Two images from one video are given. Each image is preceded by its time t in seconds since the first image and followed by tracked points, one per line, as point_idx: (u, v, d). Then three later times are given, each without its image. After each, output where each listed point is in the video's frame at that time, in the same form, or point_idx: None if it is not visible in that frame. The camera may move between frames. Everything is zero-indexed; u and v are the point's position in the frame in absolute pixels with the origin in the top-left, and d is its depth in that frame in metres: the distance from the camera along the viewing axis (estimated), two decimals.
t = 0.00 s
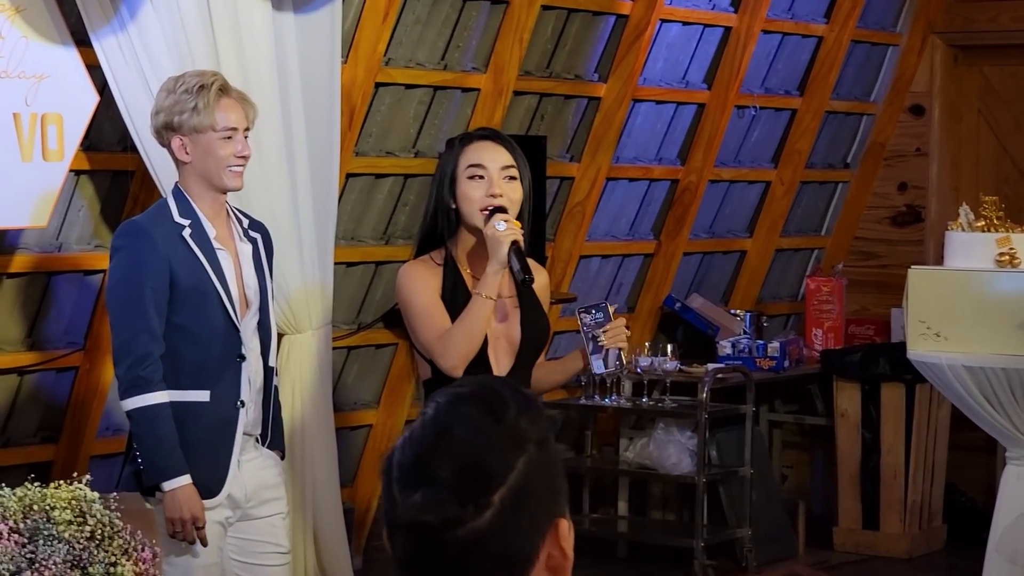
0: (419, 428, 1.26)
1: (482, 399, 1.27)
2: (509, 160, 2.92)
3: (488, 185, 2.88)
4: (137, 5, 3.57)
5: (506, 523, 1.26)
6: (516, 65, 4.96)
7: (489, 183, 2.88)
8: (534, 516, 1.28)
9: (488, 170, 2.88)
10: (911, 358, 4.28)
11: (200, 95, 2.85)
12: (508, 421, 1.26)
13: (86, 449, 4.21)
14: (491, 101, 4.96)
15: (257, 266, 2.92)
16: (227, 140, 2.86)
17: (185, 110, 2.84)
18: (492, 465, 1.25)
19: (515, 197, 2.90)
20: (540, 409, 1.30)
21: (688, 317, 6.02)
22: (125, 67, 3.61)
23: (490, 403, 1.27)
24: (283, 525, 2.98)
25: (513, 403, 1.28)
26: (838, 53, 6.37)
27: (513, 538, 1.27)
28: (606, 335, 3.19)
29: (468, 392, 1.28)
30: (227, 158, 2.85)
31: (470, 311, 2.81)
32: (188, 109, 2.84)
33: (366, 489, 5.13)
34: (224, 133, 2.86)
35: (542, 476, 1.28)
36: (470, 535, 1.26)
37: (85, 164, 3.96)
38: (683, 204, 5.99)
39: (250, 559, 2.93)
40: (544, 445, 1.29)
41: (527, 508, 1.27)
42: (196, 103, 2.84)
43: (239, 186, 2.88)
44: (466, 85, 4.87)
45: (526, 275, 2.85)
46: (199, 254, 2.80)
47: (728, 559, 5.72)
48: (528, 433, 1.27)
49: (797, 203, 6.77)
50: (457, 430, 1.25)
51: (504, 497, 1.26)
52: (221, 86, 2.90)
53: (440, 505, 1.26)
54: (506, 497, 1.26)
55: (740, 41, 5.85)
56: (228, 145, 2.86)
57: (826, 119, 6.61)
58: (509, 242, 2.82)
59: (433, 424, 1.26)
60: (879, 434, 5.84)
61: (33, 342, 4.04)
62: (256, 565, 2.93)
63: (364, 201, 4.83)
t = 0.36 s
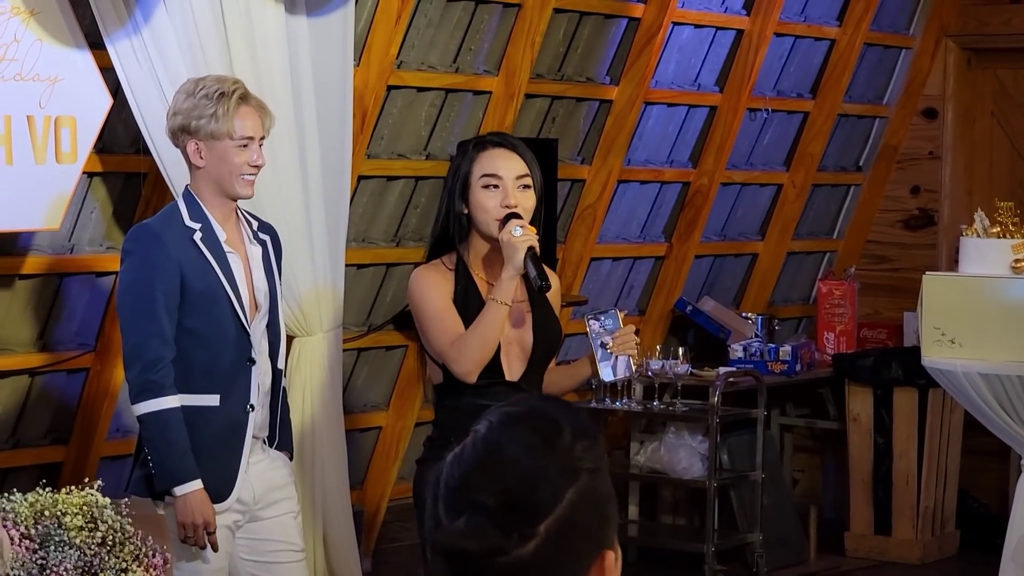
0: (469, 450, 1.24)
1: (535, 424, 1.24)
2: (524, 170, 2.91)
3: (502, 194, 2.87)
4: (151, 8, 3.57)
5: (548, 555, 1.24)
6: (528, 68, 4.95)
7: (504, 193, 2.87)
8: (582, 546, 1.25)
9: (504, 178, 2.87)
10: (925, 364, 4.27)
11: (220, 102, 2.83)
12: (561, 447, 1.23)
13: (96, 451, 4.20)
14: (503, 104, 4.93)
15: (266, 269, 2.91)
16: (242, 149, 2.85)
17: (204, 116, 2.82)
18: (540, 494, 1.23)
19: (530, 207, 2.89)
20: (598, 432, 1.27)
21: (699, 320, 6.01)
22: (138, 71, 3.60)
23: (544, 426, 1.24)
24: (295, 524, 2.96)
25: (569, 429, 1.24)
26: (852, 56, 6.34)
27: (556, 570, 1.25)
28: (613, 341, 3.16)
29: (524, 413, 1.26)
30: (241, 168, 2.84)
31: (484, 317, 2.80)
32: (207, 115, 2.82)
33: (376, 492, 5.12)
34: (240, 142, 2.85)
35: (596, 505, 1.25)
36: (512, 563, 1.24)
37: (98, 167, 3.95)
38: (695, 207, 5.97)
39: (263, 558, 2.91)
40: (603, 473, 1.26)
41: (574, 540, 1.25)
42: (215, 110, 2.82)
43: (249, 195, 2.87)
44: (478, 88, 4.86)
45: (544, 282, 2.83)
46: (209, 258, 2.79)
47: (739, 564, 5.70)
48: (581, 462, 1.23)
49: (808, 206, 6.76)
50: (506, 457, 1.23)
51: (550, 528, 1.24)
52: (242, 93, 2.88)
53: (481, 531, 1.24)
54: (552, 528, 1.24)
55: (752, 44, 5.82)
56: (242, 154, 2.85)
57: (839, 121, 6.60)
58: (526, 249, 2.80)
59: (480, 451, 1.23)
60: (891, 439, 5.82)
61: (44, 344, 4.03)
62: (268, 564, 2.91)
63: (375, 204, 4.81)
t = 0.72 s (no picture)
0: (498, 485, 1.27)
1: (567, 458, 1.26)
2: (532, 182, 2.90)
3: (516, 205, 2.86)
4: (155, 14, 3.55)
5: None
6: (533, 75, 4.92)
7: (515, 204, 2.86)
8: None
9: (516, 190, 2.86)
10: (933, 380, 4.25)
11: (239, 120, 2.78)
12: (595, 485, 1.24)
13: (99, 458, 4.16)
14: (508, 111, 4.91)
15: (273, 283, 2.87)
16: (255, 169, 2.80)
17: (222, 132, 2.76)
18: (574, 535, 1.24)
19: (539, 217, 2.89)
20: (636, 466, 1.28)
21: (704, 328, 5.98)
22: (141, 74, 3.58)
23: (577, 461, 1.25)
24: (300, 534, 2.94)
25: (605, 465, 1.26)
26: (858, 62, 6.30)
27: None
28: (617, 357, 3.11)
29: (557, 449, 1.27)
30: (251, 189, 2.79)
31: (497, 332, 2.77)
32: (224, 132, 2.77)
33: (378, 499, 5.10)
34: (253, 163, 2.79)
35: (633, 541, 1.27)
36: None
37: (102, 173, 3.92)
38: (700, 214, 5.94)
39: (265, 567, 2.89)
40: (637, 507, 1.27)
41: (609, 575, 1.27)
42: (233, 128, 2.77)
43: (255, 216, 2.83)
44: (483, 95, 4.83)
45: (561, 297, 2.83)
46: (216, 272, 2.75)
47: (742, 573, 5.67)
48: (615, 500, 1.25)
49: (814, 214, 6.74)
50: (541, 494, 1.24)
51: (584, 566, 1.26)
52: (262, 113, 2.83)
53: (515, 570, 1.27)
54: (586, 566, 1.26)
55: (759, 51, 5.79)
56: (254, 174, 2.79)
57: (845, 128, 6.57)
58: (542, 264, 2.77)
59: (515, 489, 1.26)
60: (896, 449, 5.79)
61: (48, 350, 4.00)
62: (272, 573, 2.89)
63: (380, 211, 4.79)
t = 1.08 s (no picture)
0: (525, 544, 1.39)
1: (581, 519, 1.36)
2: (535, 202, 2.90)
3: (524, 225, 2.84)
4: (157, 29, 3.50)
5: None
6: (539, 89, 4.90)
7: (524, 223, 2.85)
8: None
9: (523, 210, 2.85)
10: (937, 405, 4.07)
11: (292, 195, 2.74)
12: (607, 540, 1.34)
13: (99, 474, 4.15)
14: (513, 124, 4.89)
15: (280, 310, 2.88)
16: (278, 240, 2.78)
17: (269, 197, 2.73)
18: None
19: (546, 235, 2.89)
20: (653, 527, 1.36)
21: (709, 342, 5.96)
22: (144, 94, 3.53)
23: (593, 522, 1.35)
24: (303, 558, 2.95)
25: (618, 518, 1.36)
26: (865, 76, 6.28)
27: None
28: (623, 379, 3.12)
29: (577, 512, 1.38)
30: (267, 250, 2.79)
31: (517, 354, 2.72)
32: (273, 201, 2.73)
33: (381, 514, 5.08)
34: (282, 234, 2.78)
35: None
36: None
37: (103, 188, 3.91)
38: (706, 227, 5.93)
39: None
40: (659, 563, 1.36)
41: None
42: (283, 201, 2.74)
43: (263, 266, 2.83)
44: (488, 109, 4.82)
45: (584, 318, 2.83)
46: (225, 303, 2.74)
47: None
48: (633, 558, 1.34)
49: (820, 227, 6.72)
50: (552, 550, 1.36)
51: None
52: (317, 189, 2.79)
53: None
54: None
55: (765, 64, 5.78)
56: (275, 242, 2.78)
57: (851, 141, 6.55)
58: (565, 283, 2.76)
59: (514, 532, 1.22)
60: (900, 464, 5.76)
61: (48, 367, 4.00)
62: None
63: (384, 225, 4.78)
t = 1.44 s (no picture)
0: None
1: (571, 554, 1.38)
2: (543, 208, 2.87)
3: (533, 230, 2.81)
4: (167, 31, 3.48)
5: None
6: (551, 89, 4.87)
7: (533, 228, 2.82)
8: None
9: (532, 214, 2.82)
10: (951, 415, 4.19)
11: (330, 177, 2.73)
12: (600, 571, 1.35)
13: (109, 475, 4.11)
14: (525, 125, 4.86)
15: (329, 335, 2.85)
16: (342, 227, 2.74)
17: (311, 187, 2.72)
18: None
19: (556, 241, 2.85)
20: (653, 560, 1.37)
21: (720, 342, 5.90)
22: (153, 97, 3.51)
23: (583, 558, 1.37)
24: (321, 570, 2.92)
25: (610, 553, 1.38)
26: (879, 74, 6.24)
27: None
28: (642, 381, 3.12)
29: (568, 546, 1.40)
30: (332, 246, 2.74)
31: (536, 361, 2.68)
32: (315, 188, 2.72)
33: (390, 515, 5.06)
34: (342, 223, 2.74)
35: None
36: None
37: (113, 190, 3.89)
38: (718, 227, 5.88)
39: None
40: None
41: None
42: (323, 184, 2.72)
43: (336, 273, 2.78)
44: (500, 109, 4.79)
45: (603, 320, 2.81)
46: (275, 325, 2.71)
47: None
48: None
49: (833, 225, 6.67)
50: None
51: None
52: (356, 172, 2.78)
53: None
54: None
55: (778, 63, 5.74)
56: (340, 232, 2.74)
57: (865, 139, 6.51)
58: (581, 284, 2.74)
59: None
60: (913, 465, 5.73)
61: (57, 368, 3.98)
62: None
63: (394, 224, 4.75)
